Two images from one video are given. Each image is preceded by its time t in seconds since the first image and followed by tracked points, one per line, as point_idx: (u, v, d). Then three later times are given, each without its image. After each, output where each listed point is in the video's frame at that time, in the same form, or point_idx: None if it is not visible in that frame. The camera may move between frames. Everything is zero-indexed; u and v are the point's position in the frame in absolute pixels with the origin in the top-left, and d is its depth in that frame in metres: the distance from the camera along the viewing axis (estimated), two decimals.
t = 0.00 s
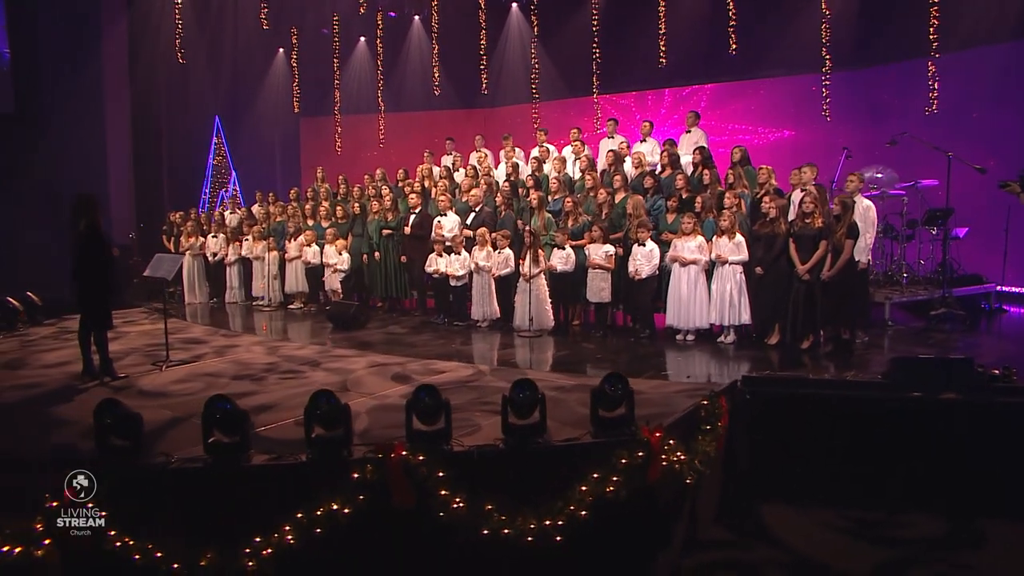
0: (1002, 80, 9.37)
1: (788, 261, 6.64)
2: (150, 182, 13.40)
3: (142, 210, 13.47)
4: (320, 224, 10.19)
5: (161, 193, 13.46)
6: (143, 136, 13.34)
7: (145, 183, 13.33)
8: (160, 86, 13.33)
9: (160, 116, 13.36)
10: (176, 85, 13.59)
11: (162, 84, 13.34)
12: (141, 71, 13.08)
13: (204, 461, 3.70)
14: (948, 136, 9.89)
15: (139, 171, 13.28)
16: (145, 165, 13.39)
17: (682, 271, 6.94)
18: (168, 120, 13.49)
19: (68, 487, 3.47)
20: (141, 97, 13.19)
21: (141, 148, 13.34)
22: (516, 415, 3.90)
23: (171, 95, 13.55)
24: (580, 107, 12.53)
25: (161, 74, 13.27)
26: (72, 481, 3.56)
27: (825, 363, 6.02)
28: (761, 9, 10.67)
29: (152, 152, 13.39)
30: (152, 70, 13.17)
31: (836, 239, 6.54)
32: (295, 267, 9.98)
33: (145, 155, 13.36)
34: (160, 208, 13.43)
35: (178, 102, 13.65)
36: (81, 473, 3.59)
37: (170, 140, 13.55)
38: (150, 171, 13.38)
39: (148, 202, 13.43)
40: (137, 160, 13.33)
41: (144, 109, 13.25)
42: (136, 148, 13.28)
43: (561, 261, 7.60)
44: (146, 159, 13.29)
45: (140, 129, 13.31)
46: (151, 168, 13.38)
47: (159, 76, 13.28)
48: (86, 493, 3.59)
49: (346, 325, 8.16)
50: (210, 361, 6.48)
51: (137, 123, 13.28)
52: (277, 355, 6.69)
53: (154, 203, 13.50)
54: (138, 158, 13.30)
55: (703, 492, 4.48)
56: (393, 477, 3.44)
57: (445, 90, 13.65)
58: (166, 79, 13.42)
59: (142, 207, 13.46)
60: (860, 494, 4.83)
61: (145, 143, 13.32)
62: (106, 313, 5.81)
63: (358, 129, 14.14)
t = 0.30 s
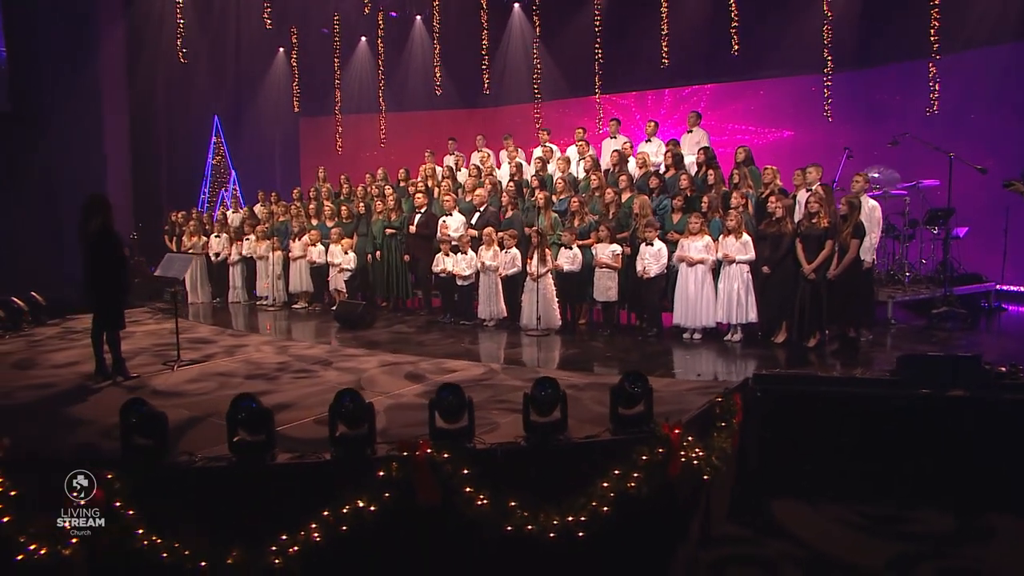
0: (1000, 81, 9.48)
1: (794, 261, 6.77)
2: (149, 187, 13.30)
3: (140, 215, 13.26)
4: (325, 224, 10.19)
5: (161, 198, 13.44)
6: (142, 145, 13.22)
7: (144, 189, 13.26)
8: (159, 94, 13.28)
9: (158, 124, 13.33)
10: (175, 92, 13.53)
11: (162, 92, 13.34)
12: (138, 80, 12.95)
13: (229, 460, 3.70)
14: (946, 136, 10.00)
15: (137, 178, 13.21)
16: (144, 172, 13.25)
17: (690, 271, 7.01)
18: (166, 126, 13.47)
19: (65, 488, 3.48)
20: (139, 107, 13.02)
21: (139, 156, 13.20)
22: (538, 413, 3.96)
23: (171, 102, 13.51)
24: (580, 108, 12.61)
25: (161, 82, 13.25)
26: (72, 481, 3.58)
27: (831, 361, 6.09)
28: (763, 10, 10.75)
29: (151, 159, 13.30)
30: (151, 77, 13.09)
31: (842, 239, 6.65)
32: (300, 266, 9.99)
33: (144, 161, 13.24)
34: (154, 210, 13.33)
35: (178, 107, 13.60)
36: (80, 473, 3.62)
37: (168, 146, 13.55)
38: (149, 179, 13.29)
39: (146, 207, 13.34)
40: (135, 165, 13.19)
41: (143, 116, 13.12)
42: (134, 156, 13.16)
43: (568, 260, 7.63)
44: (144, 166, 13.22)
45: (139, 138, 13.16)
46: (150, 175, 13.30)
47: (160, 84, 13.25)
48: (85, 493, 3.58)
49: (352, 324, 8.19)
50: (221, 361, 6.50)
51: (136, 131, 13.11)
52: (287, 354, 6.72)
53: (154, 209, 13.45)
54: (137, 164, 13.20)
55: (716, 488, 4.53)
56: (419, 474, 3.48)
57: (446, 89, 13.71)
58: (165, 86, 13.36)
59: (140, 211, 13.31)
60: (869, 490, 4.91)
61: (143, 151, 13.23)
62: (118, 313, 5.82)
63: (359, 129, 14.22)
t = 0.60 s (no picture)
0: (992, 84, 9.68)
1: (795, 261, 6.88)
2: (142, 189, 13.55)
3: (135, 214, 13.58)
4: (324, 223, 10.20)
5: (155, 200, 13.63)
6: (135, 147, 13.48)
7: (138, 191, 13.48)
8: (155, 96, 13.41)
9: (153, 124, 13.51)
10: (171, 92, 13.66)
11: (159, 92, 13.45)
12: (135, 81, 13.19)
13: (249, 458, 3.74)
14: (941, 138, 10.21)
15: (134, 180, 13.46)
16: (137, 173, 13.52)
17: (692, 270, 7.12)
18: (161, 127, 13.58)
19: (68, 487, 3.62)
20: (136, 109, 13.36)
21: (132, 158, 13.49)
22: (553, 411, 4.05)
23: (167, 103, 13.61)
24: (577, 108, 12.68)
25: (156, 83, 13.33)
26: (73, 481, 3.72)
27: (831, 358, 6.20)
28: (760, 12, 10.87)
29: (144, 160, 13.57)
30: (148, 77, 13.26)
31: (843, 238, 6.76)
32: (299, 266, 10.01)
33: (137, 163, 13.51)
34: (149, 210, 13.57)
35: (174, 108, 13.71)
36: (80, 474, 3.75)
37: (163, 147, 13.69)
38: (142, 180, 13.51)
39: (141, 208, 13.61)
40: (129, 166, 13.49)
41: (138, 118, 13.41)
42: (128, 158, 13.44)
43: (570, 259, 7.69)
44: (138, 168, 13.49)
45: (133, 139, 13.45)
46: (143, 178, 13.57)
47: (157, 85, 13.38)
48: (86, 492, 3.73)
49: (354, 323, 8.21)
50: (226, 360, 6.52)
51: (131, 132, 13.42)
52: (293, 353, 6.74)
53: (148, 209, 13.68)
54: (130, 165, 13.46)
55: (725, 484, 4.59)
56: (438, 470, 3.53)
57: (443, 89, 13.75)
58: (161, 86, 13.46)
59: (135, 209, 13.63)
60: (873, 486, 4.97)
61: (135, 152, 13.48)
62: (126, 313, 5.83)
63: (356, 129, 14.26)
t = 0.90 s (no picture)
0: (978, 86, 9.91)
1: (791, 259, 6.99)
2: (132, 189, 13.03)
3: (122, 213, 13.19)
4: (319, 223, 10.18)
5: (145, 200, 13.22)
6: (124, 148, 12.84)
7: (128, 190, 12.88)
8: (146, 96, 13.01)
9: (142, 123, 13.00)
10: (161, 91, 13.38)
11: (151, 89, 13.13)
12: (126, 79, 12.64)
13: (264, 456, 3.78)
14: (929, 138, 10.43)
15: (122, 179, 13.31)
16: (128, 173, 12.96)
17: (688, 268, 7.23)
18: (151, 126, 13.18)
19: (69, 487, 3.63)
20: (127, 107, 12.73)
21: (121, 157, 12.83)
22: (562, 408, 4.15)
23: (158, 101, 13.29)
24: (570, 108, 12.79)
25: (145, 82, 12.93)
26: (73, 481, 3.74)
27: (826, 355, 6.33)
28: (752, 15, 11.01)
29: (136, 159, 13.04)
30: (138, 76, 12.82)
31: (838, 238, 6.92)
32: (295, 265, 10.06)
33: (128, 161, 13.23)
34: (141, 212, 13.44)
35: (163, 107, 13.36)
36: (80, 474, 3.77)
37: (155, 146, 13.37)
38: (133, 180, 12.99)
39: (129, 208, 13.13)
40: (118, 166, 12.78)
41: (131, 114, 12.85)
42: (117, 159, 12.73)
43: (568, 258, 7.73)
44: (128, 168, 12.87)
45: (122, 139, 12.79)
46: (135, 178, 13.05)
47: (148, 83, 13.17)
48: (86, 493, 3.73)
49: (353, 323, 8.23)
50: (227, 360, 6.53)
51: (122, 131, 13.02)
52: (294, 352, 6.76)
53: (137, 210, 13.29)
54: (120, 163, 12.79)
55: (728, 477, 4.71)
56: (452, 466, 3.62)
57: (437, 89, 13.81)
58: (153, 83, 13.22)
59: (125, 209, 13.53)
60: (870, 479, 5.08)
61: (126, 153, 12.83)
62: (129, 313, 5.83)
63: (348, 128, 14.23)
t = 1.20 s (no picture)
0: (968, 88, 10.11)
1: (788, 257, 7.11)
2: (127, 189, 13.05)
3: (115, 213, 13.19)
4: (316, 222, 10.18)
5: (138, 200, 13.23)
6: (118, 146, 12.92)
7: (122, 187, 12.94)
8: (137, 95, 12.98)
9: (136, 123, 13.02)
10: (156, 91, 13.40)
11: (147, 90, 13.16)
12: (120, 80, 12.70)
13: (280, 452, 3.82)
14: (919, 139, 10.60)
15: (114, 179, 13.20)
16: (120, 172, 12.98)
17: (687, 267, 7.35)
18: (146, 126, 13.18)
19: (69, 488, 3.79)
20: (119, 108, 12.75)
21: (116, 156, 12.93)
22: (572, 404, 4.19)
23: (152, 101, 13.30)
24: (565, 108, 12.89)
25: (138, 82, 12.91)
26: (73, 481, 3.90)
27: (823, 352, 6.44)
28: (747, 16, 11.11)
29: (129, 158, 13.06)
30: (132, 76, 12.82)
31: (836, 236, 7.00)
32: (292, 264, 10.05)
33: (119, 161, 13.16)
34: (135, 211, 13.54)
35: (155, 107, 13.35)
36: (81, 475, 3.93)
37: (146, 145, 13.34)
38: (127, 180, 13.03)
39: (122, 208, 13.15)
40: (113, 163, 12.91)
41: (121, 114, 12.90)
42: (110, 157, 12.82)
43: (567, 257, 7.80)
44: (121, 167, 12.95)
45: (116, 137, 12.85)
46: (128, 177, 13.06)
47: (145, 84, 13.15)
48: (86, 492, 3.91)
49: (354, 321, 8.29)
50: (231, 358, 6.56)
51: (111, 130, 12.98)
52: (297, 351, 6.78)
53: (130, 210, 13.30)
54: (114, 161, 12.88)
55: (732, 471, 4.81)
56: (466, 461, 3.65)
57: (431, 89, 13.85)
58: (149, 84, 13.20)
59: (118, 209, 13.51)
60: (868, 473, 5.21)
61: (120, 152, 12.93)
62: (135, 312, 5.88)
63: (343, 127, 14.26)
